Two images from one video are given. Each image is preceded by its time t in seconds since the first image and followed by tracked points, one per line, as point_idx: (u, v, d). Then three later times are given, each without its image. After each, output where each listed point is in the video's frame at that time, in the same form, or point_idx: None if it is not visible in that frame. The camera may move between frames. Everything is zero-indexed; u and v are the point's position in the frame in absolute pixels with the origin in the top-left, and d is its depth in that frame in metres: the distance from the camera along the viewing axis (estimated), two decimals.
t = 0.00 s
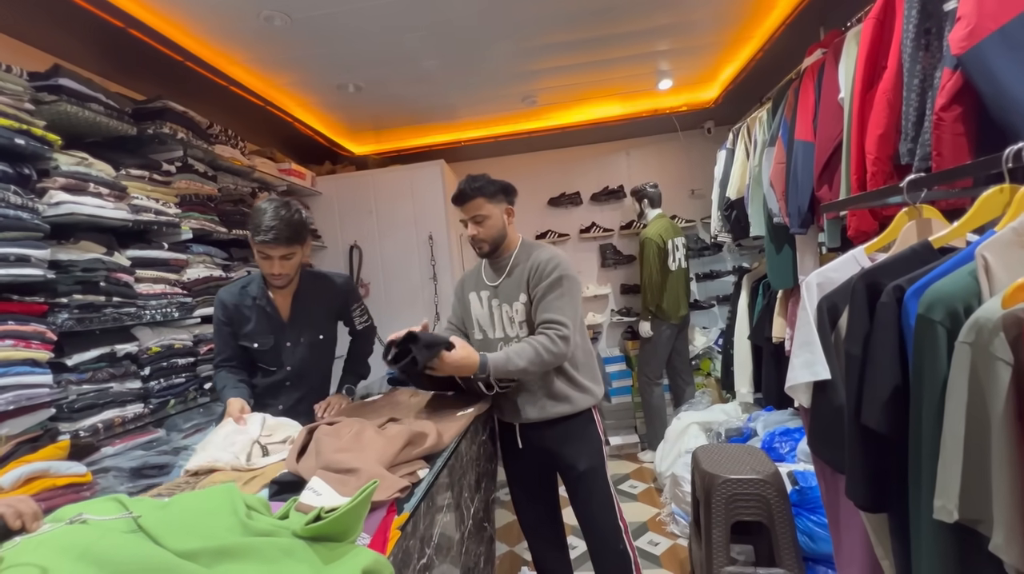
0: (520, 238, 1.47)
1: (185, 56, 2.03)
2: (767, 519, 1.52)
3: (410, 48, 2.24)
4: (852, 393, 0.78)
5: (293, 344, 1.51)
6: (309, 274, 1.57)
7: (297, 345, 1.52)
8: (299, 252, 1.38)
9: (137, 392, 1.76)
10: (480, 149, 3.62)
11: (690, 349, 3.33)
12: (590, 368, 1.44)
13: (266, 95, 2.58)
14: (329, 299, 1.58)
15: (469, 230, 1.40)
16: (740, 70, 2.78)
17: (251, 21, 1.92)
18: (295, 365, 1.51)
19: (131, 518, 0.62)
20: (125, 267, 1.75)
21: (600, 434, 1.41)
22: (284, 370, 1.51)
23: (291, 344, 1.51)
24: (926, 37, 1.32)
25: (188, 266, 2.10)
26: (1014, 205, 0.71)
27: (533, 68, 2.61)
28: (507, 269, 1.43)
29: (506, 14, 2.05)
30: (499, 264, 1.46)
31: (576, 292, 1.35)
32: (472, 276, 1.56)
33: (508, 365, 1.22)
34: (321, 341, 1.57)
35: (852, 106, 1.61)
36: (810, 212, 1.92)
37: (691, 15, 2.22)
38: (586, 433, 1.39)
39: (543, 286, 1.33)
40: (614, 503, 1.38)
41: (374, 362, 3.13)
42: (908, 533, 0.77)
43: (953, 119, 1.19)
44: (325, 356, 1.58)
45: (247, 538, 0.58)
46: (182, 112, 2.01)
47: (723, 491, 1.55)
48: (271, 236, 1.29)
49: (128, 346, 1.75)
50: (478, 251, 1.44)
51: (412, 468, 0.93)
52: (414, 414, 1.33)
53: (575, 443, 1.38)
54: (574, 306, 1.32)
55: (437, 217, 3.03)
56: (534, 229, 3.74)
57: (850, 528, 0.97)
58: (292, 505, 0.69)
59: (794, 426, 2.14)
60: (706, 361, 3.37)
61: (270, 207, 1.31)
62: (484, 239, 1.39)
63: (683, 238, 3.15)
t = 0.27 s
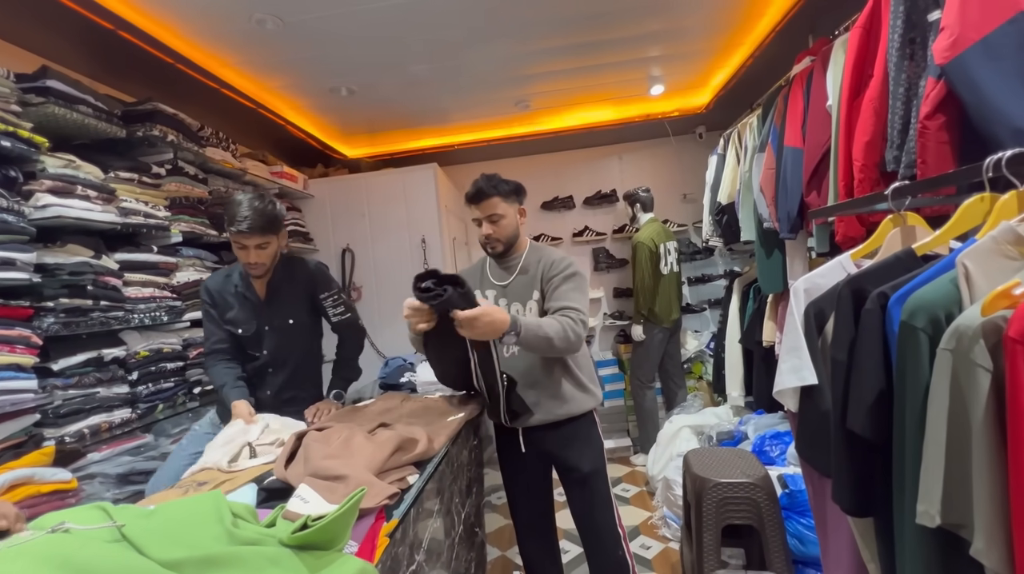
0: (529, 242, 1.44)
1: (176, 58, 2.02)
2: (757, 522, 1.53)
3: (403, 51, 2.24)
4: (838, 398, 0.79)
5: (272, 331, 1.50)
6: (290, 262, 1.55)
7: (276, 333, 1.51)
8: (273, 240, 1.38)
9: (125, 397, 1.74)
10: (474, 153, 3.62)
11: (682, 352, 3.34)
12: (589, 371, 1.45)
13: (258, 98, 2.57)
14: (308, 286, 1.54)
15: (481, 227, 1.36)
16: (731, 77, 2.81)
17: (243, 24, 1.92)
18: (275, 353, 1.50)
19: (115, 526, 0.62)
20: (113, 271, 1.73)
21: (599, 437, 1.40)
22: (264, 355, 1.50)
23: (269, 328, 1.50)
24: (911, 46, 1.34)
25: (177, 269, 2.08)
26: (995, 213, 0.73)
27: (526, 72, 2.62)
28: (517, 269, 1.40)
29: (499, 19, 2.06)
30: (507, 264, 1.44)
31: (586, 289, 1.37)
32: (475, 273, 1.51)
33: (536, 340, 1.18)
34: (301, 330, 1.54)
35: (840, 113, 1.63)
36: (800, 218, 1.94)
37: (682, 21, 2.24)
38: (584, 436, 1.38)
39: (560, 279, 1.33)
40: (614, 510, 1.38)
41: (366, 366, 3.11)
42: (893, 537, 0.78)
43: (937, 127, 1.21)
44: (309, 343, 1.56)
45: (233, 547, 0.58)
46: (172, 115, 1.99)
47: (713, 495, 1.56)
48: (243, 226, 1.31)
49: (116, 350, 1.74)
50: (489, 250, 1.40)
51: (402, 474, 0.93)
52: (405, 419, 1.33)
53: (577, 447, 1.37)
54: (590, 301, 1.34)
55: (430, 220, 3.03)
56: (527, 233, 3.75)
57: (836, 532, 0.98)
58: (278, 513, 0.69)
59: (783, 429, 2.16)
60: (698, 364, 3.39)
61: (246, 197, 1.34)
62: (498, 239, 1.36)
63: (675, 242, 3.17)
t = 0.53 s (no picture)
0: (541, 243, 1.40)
1: (169, 60, 2.01)
2: (749, 525, 1.54)
3: (398, 55, 2.24)
4: (827, 403, 0.79)
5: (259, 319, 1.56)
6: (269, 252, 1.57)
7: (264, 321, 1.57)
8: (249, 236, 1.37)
9: (114, 400, 1.72)
10: (468, 156, 3.63)
11: (675, 355, 3.36)
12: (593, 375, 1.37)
13: (252, 100, 2.56)
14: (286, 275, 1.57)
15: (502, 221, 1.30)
16: (724, 82, 2.84)
17: (237, 26, 1.91)
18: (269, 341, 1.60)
19: (101, 533, 0.61)
20: (103, 273, 1.72)
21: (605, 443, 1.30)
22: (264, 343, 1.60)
23: (261, 321, 1.57)
24: (900, 54, 1.36)
25: (169, 271, 2.05)
26: (980, 219, 0.74)
27: (521, 76, 2.63)
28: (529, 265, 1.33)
29: (494, 23, 2.06)
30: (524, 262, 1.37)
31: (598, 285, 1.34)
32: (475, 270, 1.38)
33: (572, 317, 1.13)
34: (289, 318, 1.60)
35: (830, 119, 1.65)
36: (791, 222, 1.96)
37: (675, 27, 2.26)
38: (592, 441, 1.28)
39: (580, 269, 1.28)
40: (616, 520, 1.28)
41: (360, 369, 3.10)
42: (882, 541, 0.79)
43: (925, 135, 1.23)
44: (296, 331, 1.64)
45: (221, 554, 0.58)
46: (165, 116, 1.98)
47: (706, 498, 1.56)
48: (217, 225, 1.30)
49: (105, 354, 1.73)
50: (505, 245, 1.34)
51: (393, 479, 0.93)
52: (398, 423, 1.32)
53: (587, 451, 1.26)
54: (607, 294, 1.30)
55: (425, 223, 3.02)
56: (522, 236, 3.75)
57: (827, 536, 0.98)
58: (268, 519, 0.68)
59: (776, 432, 2.17)
60: (692, 367, 3.41)
61: (218, 195, 1.31)
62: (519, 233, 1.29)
63: (668, 246, 3.18)
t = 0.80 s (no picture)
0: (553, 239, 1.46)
1: (164, 61, 2.01)
2: (743, 528, 1.54)
3: (394, 57, 2.25)
4: (819, 406, 0.80)
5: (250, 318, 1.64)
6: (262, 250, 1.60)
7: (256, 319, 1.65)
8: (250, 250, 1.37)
9: (106, 403, 1.71)
10: (464, 158, 3.63)
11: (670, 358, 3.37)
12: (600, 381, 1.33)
13: (248, 101, 2.56)
14: (276, 274, 1.60)
15: (525, 217, 1.35)
16: (718, 87, 2.86)
17: (232, 27, 1.91)
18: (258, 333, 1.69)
19: (91, 538, 0.61)
20: (96, 275, 1.71)
21: (617, 449, 1.27)
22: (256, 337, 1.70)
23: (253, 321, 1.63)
24: (891, 61, 1.38)
25: (162, 273, 2.04)
26: (969, 225, 0.75)
27: (517, 79, 2.64)
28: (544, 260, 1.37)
29: (490, 26, 2.07)
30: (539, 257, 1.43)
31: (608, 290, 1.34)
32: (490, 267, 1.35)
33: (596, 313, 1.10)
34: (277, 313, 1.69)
35: (823, 124, 1.66)
36: (785, 226, 1.97)
37: (671, 32, 2.28)
38: (605, 448, 1.25)
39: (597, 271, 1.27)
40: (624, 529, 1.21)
41: (355, 371, 3.09)
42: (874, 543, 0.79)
43: (916, 140, 1.24)
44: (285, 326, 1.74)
45: (214, 558, 0.57)
46: (160, 118, 1.98)
47: (700, 500, 1.57)
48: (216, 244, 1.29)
49: (98, 355, 1.72)
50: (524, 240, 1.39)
51: (388, 482, 0.93)
52: (393, 425, 1.32)
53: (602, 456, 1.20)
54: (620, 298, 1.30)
55: (421, 225, 3.02)
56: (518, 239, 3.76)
57: (820, 538, 0.98)
58: (262, 523, 0.68)
59: (770, 435, 2.19)
60: (687, 369, 3.42)
61: (213, 210, 1.29)
62: (541, 229, 1.36)
63: (664, 249, 3.20)
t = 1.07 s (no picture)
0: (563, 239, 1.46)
1: (161, 62, 2.01)
2: (739, 529, 1.55)
3: (393, 59, 2.26)
4: (814, 408, 0.81)
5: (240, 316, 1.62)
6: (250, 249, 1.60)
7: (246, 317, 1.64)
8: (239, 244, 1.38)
9: (102, 404, 1.70)
10: (462, 161, 3.64)
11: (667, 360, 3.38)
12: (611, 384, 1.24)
13: (245, 102, 2.56)
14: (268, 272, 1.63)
15: (540, 220, 1.36)
16: (715, 91, 2.88)
17: (231, 29, 1.92)
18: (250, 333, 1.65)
19: (90, 539, 0.61)
20: (92, 276, 1.71)
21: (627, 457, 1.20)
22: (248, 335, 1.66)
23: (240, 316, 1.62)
24: (885, 67, 1.40)
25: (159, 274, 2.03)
26: (960, 230, 0.76)
27: (515, 82, 2.65)
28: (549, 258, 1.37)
29: (488, 30, 2.08)
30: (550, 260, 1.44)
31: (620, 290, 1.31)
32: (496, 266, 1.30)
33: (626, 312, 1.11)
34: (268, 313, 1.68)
35: (818, 129, 1.68)
36: (780, 229, 1.99)
37: (667, 37, 2.29)
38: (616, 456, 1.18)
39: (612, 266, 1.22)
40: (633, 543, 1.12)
41: (352, 373, 3.08)
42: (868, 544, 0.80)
43: (909, 146, 1.26)
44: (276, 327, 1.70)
45: (211, 559, 0.58)
46: (157, 119, 1.98)
47: (697, 502, 1.58)
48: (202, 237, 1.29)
49: (93, 357, 1.72)
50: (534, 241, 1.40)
51: (385, 483, 0.93)
52: (390, 427, 1.33)
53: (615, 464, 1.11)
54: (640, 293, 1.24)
55: (418, 227, 3.03)
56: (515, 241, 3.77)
57: (815, 539, 0.99)
58: (259, 524, 0.68)
59: (765, 437, 2.20)
60: (683, 372, 3.43)
61: (205, 205, 1.28)
62: (555, 232, 1.37)
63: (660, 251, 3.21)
